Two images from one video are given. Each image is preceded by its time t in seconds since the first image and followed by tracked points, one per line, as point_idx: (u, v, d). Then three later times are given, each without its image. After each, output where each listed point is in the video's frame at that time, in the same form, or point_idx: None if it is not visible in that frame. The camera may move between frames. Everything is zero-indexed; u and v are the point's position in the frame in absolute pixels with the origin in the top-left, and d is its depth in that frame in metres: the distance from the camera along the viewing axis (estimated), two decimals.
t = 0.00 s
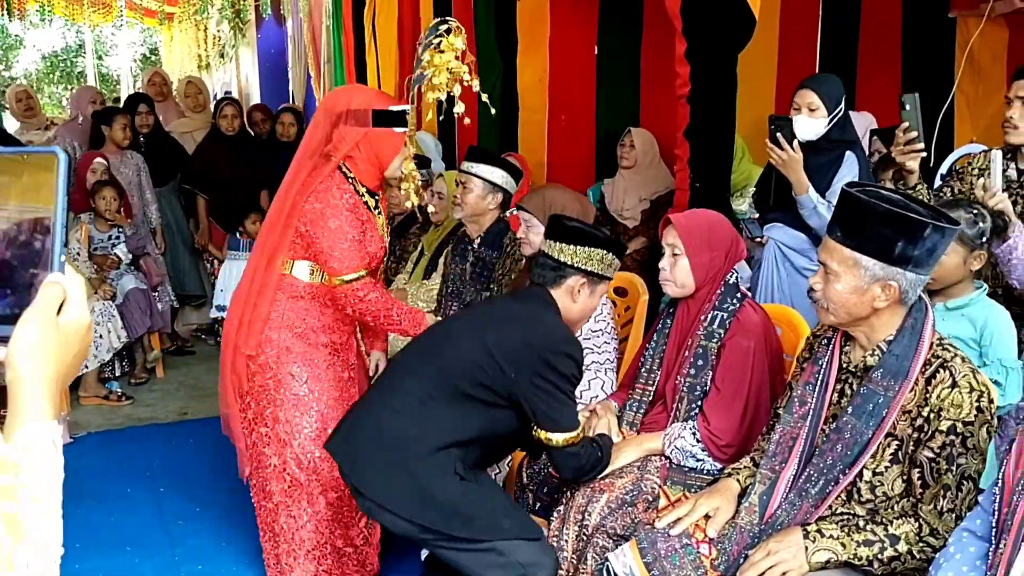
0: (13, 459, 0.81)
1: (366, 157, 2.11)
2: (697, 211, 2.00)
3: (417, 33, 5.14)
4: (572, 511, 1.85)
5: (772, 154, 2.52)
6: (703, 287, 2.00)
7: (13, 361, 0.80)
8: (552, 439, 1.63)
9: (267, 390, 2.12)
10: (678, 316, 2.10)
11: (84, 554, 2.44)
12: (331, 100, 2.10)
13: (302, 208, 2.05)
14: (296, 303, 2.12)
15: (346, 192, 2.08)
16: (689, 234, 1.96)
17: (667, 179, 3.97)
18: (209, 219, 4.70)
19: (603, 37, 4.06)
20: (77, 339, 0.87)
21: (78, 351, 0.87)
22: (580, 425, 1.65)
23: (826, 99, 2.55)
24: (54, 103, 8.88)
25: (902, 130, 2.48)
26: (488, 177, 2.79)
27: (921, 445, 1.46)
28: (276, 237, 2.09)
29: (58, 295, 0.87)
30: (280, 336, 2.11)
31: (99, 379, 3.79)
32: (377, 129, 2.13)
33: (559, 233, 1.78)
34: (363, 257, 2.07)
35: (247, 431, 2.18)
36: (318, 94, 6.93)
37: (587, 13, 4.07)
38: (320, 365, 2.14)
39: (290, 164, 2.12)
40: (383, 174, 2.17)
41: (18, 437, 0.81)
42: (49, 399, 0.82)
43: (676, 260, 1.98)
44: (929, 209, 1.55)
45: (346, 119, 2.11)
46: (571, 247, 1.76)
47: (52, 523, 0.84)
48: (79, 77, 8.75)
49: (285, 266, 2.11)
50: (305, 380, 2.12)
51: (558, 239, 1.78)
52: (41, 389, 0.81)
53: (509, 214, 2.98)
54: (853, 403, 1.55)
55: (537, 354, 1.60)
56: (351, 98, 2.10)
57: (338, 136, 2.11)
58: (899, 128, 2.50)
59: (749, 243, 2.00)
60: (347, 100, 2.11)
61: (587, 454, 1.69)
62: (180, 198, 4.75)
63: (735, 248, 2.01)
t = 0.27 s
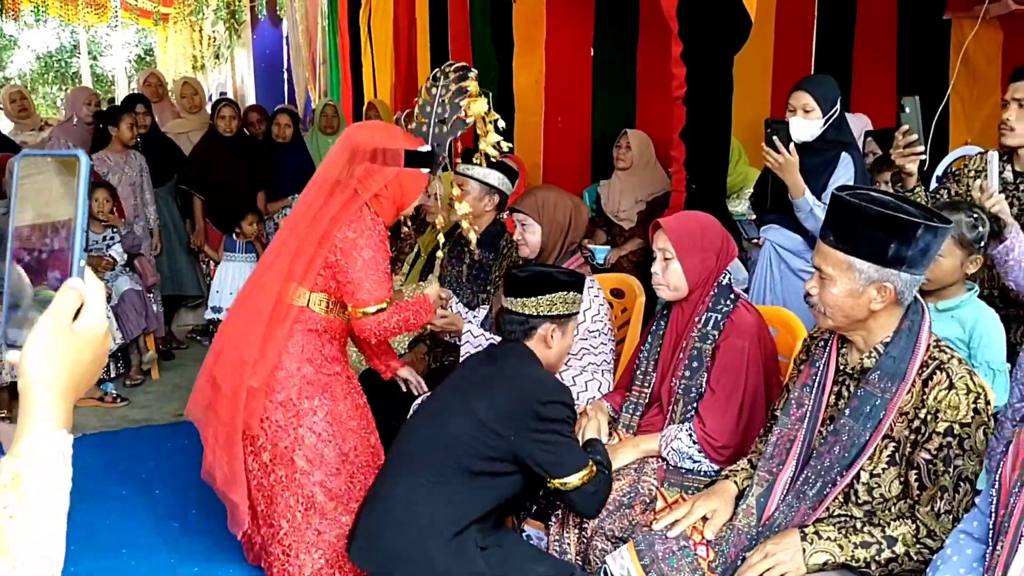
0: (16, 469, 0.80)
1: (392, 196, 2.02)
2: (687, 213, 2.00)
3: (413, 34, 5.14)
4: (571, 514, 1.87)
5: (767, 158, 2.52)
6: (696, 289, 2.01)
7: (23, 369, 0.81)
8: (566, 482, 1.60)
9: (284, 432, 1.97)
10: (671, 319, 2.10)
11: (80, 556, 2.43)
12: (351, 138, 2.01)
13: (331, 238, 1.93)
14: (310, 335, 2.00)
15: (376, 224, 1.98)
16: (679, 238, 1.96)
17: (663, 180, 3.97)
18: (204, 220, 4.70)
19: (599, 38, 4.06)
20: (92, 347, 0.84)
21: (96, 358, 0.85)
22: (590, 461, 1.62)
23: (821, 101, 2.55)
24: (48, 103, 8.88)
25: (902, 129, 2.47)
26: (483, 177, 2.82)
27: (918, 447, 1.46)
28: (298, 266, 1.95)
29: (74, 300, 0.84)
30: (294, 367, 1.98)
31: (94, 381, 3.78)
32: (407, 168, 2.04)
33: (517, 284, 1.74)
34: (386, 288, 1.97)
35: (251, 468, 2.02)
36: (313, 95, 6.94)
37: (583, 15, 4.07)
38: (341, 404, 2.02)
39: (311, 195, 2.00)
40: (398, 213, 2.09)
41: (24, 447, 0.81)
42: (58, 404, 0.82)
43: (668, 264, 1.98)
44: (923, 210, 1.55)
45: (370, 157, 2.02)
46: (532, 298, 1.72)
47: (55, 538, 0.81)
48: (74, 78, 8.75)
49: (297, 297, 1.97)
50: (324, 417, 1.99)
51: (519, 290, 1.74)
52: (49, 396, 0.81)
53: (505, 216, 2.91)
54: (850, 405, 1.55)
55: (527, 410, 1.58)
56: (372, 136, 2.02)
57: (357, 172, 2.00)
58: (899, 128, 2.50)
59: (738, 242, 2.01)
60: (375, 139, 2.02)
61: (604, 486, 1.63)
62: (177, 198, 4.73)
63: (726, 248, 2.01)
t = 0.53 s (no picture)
0: (20, 474, 0.78)
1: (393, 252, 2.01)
2: (677, 213, 2.00)
3: (409, 35, 5.14)
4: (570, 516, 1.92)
5: (764, 159, 2.52)
6: (689, 289, 2.01)
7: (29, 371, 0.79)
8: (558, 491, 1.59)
9: (299, 482, 1.87)
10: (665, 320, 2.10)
11: (75, 558, 2.42)
12: (356, 200, 1.98)
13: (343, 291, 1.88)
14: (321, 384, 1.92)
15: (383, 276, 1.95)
16: (670, 240, 1.96)
17: (659, 181, 3.98)
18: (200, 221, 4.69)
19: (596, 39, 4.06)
20: (101, 350, 0.83)
21: (104, 363, 0.84)
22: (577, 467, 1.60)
23: (817, 101, 2.55)
24: (42, 103, 8.86)
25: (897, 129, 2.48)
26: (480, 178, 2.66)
27: (915, 447, 1.47)
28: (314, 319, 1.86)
29: (83, 305, 0.83)
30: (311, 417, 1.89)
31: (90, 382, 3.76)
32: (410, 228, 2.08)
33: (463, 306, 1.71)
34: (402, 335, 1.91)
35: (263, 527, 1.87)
36: (308, 95, 6.94)
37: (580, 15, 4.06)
38: (352, 441, 1.95)
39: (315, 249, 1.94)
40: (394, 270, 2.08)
41: (28, 451, 0.79)
42: (64, 409, 0.80)
43: (661, 265, 1.98)
44: (921, 209, 1.55)
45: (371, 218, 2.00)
46: (482, 316, 1.69)
47: (59, 541, 0.80)
48: (68, 78, 8.73)
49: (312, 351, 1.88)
50: (338, 458, 1.91)
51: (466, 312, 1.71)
52: (57, 399, 0.79)
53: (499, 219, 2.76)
54: (847, 405, 1.55)
55: (497, 439, 1.57)
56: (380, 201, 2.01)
57: (365, 233, 1.98)
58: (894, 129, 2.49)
59: (728, 239, 2.01)
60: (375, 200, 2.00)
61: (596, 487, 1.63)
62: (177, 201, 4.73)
63: (717, 247, 2.02)
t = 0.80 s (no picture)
0: (23, 477, 0.78)
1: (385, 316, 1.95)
2: (668, 216, 2.01)
3: (404, 35, 5.14)
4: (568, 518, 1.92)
5: (760, 161, 2.52)
6: (684, 291, 2.01)
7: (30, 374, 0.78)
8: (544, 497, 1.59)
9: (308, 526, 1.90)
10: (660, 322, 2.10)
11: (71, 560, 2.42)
12: (348, 271, 1.90)
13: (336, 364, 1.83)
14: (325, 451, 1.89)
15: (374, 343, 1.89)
16: (661, 245, 1.97)
17: (656, 182, 3.99)
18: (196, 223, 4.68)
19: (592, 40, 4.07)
20: (103, 351, 0.82)
21: (105, 364, 0.83)
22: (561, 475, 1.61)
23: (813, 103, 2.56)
24: (37, 104, 8.85)
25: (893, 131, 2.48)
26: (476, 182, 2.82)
27: (912, 447, 1.47)
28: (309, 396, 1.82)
29: (82, 305, 0.82)
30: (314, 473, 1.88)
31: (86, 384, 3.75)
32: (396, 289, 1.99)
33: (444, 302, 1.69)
34: (402, 394, 1.87)
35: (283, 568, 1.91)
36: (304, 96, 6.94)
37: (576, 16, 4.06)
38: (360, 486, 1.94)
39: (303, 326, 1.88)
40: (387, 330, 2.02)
41: (30, 454, 0.78)
42: (67, 411, 0.79)
43: (654, 269, 1.98)
44: (916, 211, 1.55)
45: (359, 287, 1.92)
46: (463, 312, 1.67)
47: (61, 543, 0.80)
48: (64, 79, 8.72)
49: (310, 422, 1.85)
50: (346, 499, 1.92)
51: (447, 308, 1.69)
52: (59, 401, 0.79)
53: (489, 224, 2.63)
54: (844, 406, 1.55)
55: (483, 440, 1.56)
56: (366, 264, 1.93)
57: (351, 297, 1.90)
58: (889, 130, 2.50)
59: (720, 240, 2.01)
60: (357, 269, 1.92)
61: (582, 494, 1.64)
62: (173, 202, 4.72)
63: (709, 248, 2.02)
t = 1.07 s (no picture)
0: (17, 489, 0.77)
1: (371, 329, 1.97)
2: (655, 222, 2.02)
3: (392, 40, 5.14)
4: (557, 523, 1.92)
5: (745, 167, 2.53)
6: (671, 297, 2.02)
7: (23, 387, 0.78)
8: (549, 499, 1.59)
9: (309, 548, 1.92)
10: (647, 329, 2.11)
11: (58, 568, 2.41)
12: (332, 287, 1.91)
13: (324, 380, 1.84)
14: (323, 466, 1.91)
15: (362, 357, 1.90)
16: (649, 249, 1.97)
17: (644, 186, 4.01)
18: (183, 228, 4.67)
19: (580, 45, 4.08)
20: (95, 362, 0.83)
21: (97, 377, 0.84)
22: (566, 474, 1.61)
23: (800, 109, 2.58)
24: (22, 108, 8.79)
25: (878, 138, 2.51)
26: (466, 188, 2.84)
27: (899, 453, 1.48)
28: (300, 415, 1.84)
29: (75, 316, 0.83)
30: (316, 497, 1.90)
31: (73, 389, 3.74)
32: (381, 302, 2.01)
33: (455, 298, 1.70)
34: (389, 402, 1.87)
35: None
36: (291, 100, 6.93)
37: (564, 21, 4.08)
38: (366, 505, 1.97)
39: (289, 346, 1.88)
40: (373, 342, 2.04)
41: (24, 466, 0.77)
42: (60, 423, 0.79)
43: (642, 275, 1.99)
44: (900, 218, 1.56)
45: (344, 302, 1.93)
46: (475, 310, 1.68)
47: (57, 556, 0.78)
48: (49, 83, 8.67)
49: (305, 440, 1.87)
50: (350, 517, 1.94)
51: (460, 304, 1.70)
52: (53, 413, 0.79)
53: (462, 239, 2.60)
54: (831, 412, 1.56)
55: (488, 440, 1.56)
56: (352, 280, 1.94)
57: (337, 312, 1.91)
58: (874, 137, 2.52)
59: (707, 246, 2.02)
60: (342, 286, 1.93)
61: (584, 497, 1.64)
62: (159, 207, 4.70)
63: (695, 254, 2.03)
